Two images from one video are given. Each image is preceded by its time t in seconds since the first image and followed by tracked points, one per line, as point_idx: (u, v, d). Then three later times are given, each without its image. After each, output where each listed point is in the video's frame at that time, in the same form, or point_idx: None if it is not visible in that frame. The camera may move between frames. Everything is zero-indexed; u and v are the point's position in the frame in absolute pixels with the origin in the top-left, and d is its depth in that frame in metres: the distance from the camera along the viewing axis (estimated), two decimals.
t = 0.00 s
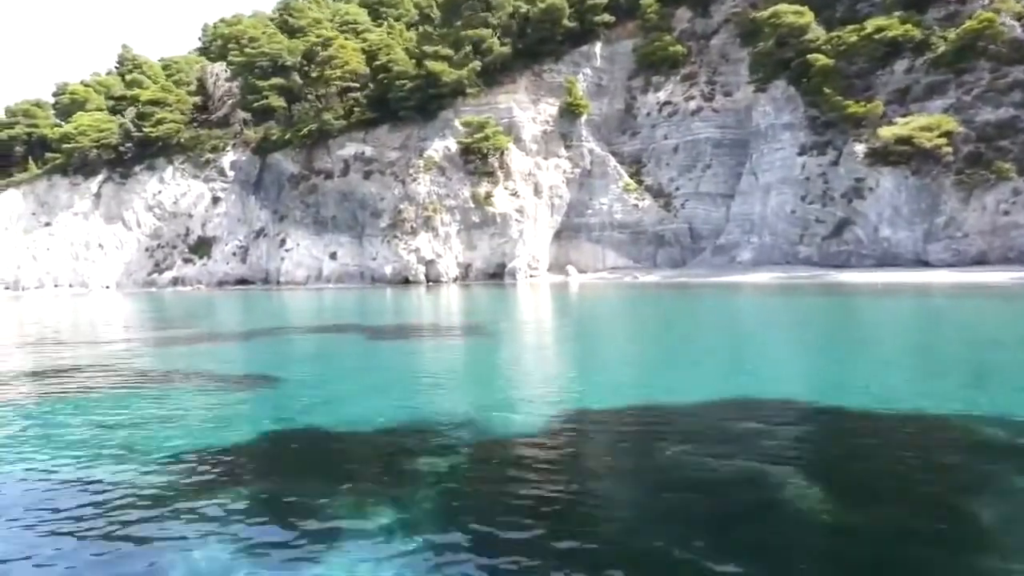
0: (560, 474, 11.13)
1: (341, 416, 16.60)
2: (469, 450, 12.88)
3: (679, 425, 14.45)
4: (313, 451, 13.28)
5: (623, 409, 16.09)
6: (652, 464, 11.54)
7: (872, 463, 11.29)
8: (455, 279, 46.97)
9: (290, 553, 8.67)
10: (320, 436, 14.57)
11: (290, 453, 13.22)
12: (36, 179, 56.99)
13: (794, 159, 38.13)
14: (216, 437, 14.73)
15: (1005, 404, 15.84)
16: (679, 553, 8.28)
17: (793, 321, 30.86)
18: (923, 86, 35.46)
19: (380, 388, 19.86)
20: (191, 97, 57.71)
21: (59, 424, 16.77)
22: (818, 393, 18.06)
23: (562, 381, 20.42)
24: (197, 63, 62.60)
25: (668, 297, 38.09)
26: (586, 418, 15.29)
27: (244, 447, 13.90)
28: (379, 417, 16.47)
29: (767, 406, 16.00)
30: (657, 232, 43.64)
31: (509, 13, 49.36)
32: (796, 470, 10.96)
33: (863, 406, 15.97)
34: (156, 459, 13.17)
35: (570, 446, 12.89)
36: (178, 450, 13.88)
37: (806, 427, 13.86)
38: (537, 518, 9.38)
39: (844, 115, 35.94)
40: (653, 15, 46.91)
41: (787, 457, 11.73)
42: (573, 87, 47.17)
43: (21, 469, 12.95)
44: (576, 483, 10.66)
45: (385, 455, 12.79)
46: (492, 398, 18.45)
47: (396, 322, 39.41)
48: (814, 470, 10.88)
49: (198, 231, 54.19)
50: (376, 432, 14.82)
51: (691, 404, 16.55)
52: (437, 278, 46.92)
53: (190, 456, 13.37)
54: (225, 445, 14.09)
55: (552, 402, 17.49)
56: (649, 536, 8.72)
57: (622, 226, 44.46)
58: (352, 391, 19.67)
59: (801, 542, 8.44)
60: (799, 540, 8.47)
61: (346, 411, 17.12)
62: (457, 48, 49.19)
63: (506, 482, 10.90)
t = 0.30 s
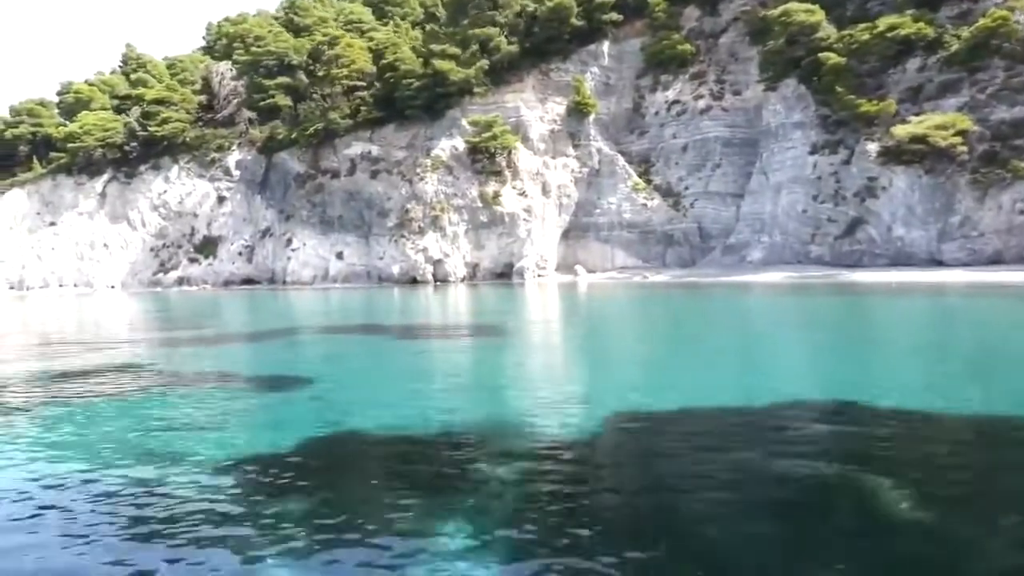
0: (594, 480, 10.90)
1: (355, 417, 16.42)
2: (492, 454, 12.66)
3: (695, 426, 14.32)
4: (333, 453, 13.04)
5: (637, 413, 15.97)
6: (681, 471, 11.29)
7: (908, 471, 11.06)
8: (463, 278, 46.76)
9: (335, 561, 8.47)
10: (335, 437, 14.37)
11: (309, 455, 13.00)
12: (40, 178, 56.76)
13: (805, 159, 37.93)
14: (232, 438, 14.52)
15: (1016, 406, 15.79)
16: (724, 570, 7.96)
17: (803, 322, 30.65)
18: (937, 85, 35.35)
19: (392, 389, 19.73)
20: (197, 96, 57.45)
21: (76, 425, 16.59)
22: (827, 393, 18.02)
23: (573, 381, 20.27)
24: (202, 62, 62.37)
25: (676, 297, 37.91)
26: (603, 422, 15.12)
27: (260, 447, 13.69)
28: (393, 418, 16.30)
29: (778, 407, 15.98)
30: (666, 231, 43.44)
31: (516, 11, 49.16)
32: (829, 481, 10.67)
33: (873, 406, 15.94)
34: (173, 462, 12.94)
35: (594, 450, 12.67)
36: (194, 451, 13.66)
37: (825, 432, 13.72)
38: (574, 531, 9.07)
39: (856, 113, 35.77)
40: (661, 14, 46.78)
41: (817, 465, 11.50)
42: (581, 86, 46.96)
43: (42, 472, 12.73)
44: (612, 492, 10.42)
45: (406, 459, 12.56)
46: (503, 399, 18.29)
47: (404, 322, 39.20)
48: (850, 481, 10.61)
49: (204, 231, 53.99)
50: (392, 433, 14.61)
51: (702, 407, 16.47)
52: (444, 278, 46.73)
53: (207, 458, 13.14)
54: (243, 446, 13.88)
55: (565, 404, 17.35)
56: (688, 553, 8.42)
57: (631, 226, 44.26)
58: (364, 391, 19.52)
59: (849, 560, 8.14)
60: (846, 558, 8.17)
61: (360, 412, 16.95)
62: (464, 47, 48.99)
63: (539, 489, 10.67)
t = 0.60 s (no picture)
0: (624, 479, 10.72)
1: (374, 419, 16.22)
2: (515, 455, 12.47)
3: (715, 426, 14.19)
4: (356, 458, 12.85)
5: (656, 415, 15.81)
6: (712, 469, 11.12)
7: (945, 466, 10.85)
8: (470, 278, 46.57)
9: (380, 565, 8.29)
10: (354, 440, 14.18)
11: (331, 460, 12.81)
12: (45, 178, 56.59)
13: (816, 158, 37.76)
14: (251, 442, 14.33)
15: None
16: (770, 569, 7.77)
17: (814, 321, 30.49)
18: (950, 84, 35.25)
19: (406, 389, 19.55)
20: (202, 95, 57.25)
21: (94, 426, 16.41)
22: (840, 392, 17.93)
23: (587, 382, 20.14)
24: (206, 61, 62.22)
25: (685, 297, 37.75)
26: (623, 423, 14.94)
27: (278, 451, 13.49)
28: (412, 419, 16.10)
29: (793, 407, 15.89)
30: (675, 231, 43.29)
31: (523, 10, 49.06)
32: (865, 475, 10.49)
33: (886, 404, 15.89)
34: (195, 465, 12.76)
35: (620, 451, 12.48)
36: (214, 454, 13.47)
37: (848, 428, 13.58)
38: (611, 530, 8.89)
39: (869, 113, 35.58)
40: (669, 13, 46.63)
41: (850, 462, 11.32)
42: (589, 85, 46.73)
43: (65, 475, 12.56)
44: (651, 490, 10.25)
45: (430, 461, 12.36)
46: (517, 398, 18.16)
47: (411, 322, 39.02)
48: (886, 476, 10.41)
49: (209, 231, 53.80)
50: (411, 436, 14.43)
51: (719, 408, 16.34)
52: (452, 278, 46.55)
53: (229, 461, 12.95)
54: (262, 450, 13.70)
55: (581, 404, 17.22)
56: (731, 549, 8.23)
57: (640, 225, 44.07)
58: (373, 391, 19.40)
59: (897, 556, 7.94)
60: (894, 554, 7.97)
61: (378, 413, 16.79)
62: (471, 46, 48.78)
63: (572, 487, 10.51)
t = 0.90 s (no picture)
0: (655, 482, 10.57)
1: (391, 420, 16.00)
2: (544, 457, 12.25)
3: (734, 429, 14.03)
4: (378, 459, 12.65)
5: (673, 417, 15.66)
6: (740, 472, 10.98)
7: (979, 467, 10.72)
8: (478, 278, 46.42)
9: (424, 563, 8.13)
10: (374, 441, 13.95)
11: (355, 461, 12.59)
12: (49, 177, 56.36)
13: (828, 157, 37.61)
14: (272, 443, 14.10)
15: None
16: (808, 573, 7.61)
17: (824, 321, 30.35)
18: (963, 82, 35.15)
19: (420, 390, 19.36)
20: (207, 94, 57.00)
21: (112, 424, 16.20)
22: (852, 392, 17.83)
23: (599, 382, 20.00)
24: (212, 60, 62.04)
25: (693, 296, 37.58)
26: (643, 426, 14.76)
27: (299, 453, 13.26)
28: (429, 421, 15.88)
29: (808, 409, 15.78)
30: (684, 230, 43.19)
31: (531, 9, 48.91)
32: (900, 476, 10.34)
33: (904, 406, 15.85)
34: (217, 465, 12.55)
35: (646, 453, 12.29)
36: (235, 453, 13.25)
37: (870, 431, 13.43)
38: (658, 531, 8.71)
39: (882, 111, 35.35)
40: (677, 11, 46.04)
41: (881, 463, 11.16)
42: (597, 84, 46.48)
43: (88, 473, 12.36)
44: (689, 490, 10.09)
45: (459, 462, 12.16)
46: (533, 399, 18.03)
47: (418, 322, 38.82)
48: (917, 477, 10.28)
49: (215, 230, 53.66)
50: (432, 438, 14.21)
51: (736, 410, 16.19)
52: (460, 277, 46.42)
53: (253, 461, 12.75)
54: (283, 450, 13.48)
55: (596, 405, 17.06)
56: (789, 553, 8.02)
57: (649, 224, 43.89)
58: (386, 391, 19.30)
59: (941, 563, 7.78)
60: (943, 558, 7.81)
61: (394, 415, 16.57)
62: (478, 44, 48.50)
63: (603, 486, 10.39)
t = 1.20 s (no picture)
0: (691, 485, 10.48)
1: (407, 421, 15.91)
2: (572, 460, 12.15)
3: (752, 431, 13.98)
4: (402, 461, 12.57)
5: (689, 418, 15.59)
6: (771, 474, 10.92)
7: (1009, 467, 10.67)
8: (487, 278, 46.25)
9: (477, 571, 8.02)
10: (396, 443, 13.84)
11: (381, 464, 12.46)
12: (54, 177, 56.14)
13: (840, 156, 37.50)
14: (296, 445, 13.96)
15: None
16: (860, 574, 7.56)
17: (832, 321, 30.29)
18: (977, 81, 35.09)
19: (432, 390, 19.27)
20: (212, 93, 56.83)
21: (132, 423, 16.05)
22: (866, 393, 17.80)
23: (610, 383, 19.96)
24: (216, 58, 61.85)
25: (702, 296, 37.47)
26: (660, 426, 14.70)
27: (321, 455, 13.14)
28: (445, 422, 15.81)
29: (823, 411, 15.72)
30: (694, 230, 43.00)
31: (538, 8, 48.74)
32: (930, 477, 10.29)
33: (923, 407, 15.82)
34: (243, 467, 12.41)
35: (670, 456, 12.22)
36: (259, 455, 13.16)
37: (893, 433, 13.38)
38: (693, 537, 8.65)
39: (895, 110, 35.24)
40: (686, 9, 46.04)
41: (913, 464, 11.12)
42: (605, 83, 46.30)
43: (116, 475, 12.21)
44: (734, 494, 9.98)
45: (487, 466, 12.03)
46: (545, 399, 17.97)
47: (426, 322, 38.66)
48: (949, 477, 10.22)
49: (221, 230, 53.46)
50: (452, 439, 14.12)
51: (753, 411, 16.13)
52: (468, 277, 46.25)
53: (279, 464, 12.61)
54: (308, 453, 13.35)
55: (610, 407, 16.98)
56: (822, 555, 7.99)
57: (658, 224, 43.72)
58: (400, 392, 19.18)
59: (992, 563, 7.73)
60: (991, 559, 7.76)
61: (409, 416, 16.45)
62: (486, 43, 48.32)
63: (639, 490, 10.32)
